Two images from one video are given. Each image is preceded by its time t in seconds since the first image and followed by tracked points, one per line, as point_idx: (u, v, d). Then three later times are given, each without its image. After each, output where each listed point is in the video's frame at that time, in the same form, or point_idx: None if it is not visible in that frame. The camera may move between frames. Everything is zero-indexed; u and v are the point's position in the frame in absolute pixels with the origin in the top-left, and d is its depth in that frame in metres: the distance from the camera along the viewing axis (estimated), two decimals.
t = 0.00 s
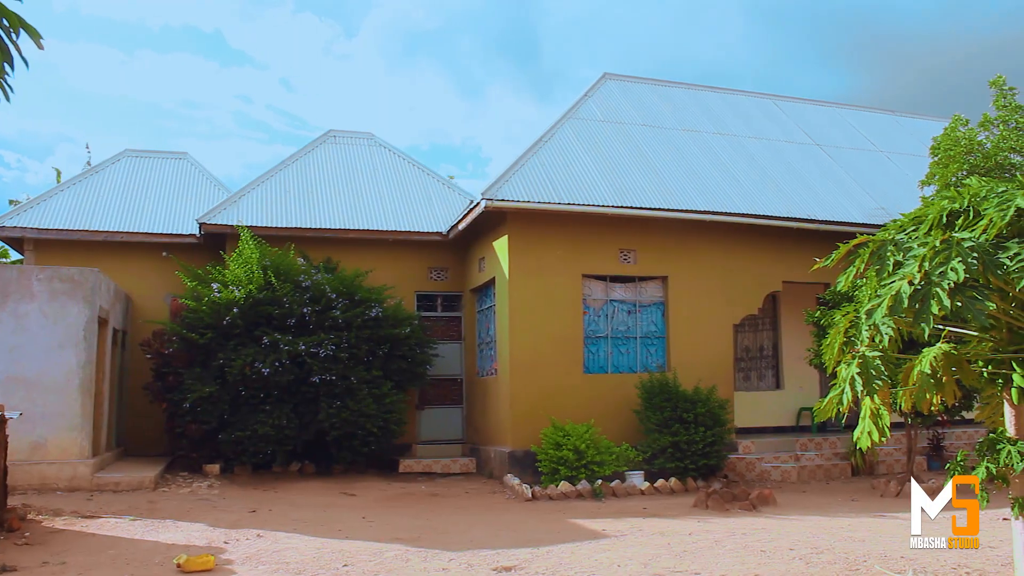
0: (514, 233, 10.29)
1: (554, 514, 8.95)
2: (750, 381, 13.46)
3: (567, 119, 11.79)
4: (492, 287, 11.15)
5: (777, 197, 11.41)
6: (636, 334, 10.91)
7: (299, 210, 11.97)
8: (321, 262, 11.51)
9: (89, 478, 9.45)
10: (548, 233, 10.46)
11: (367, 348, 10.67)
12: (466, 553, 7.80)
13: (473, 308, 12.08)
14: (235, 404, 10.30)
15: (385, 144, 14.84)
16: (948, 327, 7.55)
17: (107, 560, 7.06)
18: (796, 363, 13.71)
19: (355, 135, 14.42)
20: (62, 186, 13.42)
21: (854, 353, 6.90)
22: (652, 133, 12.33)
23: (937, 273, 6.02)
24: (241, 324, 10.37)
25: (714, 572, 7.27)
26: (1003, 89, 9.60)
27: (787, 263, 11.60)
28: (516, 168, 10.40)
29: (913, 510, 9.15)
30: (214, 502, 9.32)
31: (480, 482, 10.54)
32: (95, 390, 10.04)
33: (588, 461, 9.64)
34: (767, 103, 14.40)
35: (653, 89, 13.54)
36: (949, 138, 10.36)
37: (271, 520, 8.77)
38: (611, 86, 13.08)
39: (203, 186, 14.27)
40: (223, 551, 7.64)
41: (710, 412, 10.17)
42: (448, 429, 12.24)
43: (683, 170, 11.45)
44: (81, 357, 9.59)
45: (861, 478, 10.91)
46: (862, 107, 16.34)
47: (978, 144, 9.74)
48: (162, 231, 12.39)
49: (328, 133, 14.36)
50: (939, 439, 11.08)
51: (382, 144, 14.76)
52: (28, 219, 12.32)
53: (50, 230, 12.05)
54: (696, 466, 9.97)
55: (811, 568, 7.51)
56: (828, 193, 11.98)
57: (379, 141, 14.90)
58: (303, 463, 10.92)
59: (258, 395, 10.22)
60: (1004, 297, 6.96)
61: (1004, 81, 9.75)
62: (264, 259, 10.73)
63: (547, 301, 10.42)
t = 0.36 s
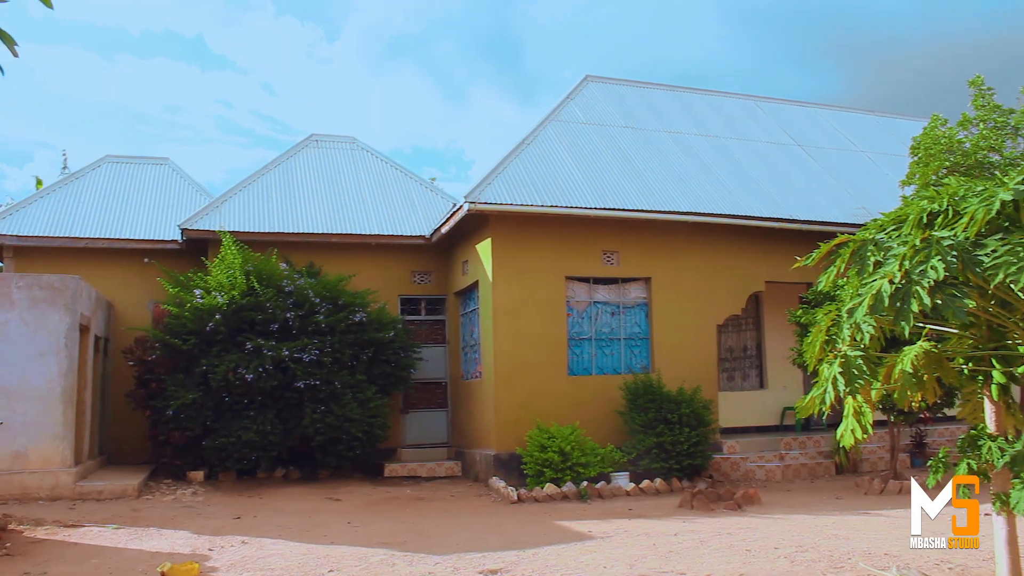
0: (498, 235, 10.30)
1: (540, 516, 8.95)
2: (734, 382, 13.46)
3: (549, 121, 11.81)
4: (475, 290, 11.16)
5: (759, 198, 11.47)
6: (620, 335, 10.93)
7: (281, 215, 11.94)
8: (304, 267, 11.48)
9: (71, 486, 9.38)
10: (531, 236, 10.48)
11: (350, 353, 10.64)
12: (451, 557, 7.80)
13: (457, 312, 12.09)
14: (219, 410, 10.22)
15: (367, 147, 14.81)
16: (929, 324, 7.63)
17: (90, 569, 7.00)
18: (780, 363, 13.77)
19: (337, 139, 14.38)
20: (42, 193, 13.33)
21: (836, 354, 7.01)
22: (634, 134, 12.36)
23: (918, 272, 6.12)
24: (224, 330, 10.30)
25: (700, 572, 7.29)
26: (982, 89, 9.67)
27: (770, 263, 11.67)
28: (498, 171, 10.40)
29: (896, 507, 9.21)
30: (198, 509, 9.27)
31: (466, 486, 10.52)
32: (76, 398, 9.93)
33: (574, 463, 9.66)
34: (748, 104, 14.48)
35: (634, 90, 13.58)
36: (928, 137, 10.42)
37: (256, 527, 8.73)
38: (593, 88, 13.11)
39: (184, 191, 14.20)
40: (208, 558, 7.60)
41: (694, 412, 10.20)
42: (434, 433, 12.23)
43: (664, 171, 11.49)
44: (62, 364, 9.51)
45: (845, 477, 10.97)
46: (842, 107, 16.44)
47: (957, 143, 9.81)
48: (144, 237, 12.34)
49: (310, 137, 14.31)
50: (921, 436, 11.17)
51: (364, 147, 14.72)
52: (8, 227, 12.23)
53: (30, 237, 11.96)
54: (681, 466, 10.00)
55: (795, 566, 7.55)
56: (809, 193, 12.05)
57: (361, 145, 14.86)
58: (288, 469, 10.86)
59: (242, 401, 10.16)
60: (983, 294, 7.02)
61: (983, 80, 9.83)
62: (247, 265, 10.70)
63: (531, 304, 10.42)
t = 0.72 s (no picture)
0: (473, 237, 10.29)
1: (515, 518, 8.94)
2: (708, 383, 13.51)
3: (524, 123, 11.81)
4: (450, 291, 11.14)
5: (734, 200, 11.53)
6: (594, 337, 10.94)
7: (256, 217, 11.86)
8: (278, 268, 11.41)
9: (41, 490, 9.26)
10: (507, 237, 10.48)
11: (325, 355, 10.59)
12: (426, 559, 7.79)
13: (432, 314, 12.11)
14: (192, 413, 10.16)
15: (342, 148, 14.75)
16: (900, 325, 7.70)
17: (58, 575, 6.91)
18: (754, 364, 13.85)
19: (312, 140, 14.32)
20: (12, 194, 13.17)
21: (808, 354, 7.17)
22: (609, 136, 12.39)
23: (889, 273, 6.22)
24: (197, 332, 10.22)
25: (673, 573, 7.30)
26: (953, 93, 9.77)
27: (744, 265, 11.73)
28: (473, 172, 10.37)
29: (868, 506, 9.28)
30: (171, 512, 9.18)
31: (441, 488, 10.50)
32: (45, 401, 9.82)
33: (548, 464, 9.68)
34: (723, 107, 14.55)
35: (610, 92, 13.61)
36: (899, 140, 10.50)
37: (229, 530, 8.66)
38: (569, 90, 13.13)
39: (157, 192, 14.09)
40: (180, 562, 7.53)
41: (668, 413, 10.25)
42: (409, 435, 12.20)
43: (639, 173, 11.53)
44: (32, 367, 9.40)
45: (818, 477, 11.05)
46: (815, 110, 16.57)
47: (928, 146, 9.92)
48: (116, 238, 12.24)
49: (285, 138, 14.24)
50: (893, 436, 11.29)
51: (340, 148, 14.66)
52: None
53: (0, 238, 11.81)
54: (655, 467, 10.04)
55: (768, 566, 7.59)
56: (782, 195, 12.14)
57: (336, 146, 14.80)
58: (261, 472, 10.86)
59: (215, 404, 10.08)
60: (952, 296, 7.10)
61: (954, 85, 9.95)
62: (220, 266, 10.64)
63: (506, 306, 10.42)
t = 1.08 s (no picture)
0: (445, 239, 10.27)
1: (485, 520, 8.95)
2: (678, 386, 13.58)
3: (497, 126, 11.80)
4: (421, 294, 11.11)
5: (705, 205, 11.61)
6: (565, 340, 10.96)
7: (226, 217, 11.78)
8: (248, 269, 11.33)
9: (4, 493, 9.13)
10: (478, 239, 10.46)
11: (295, 356, 10.55)
12: (396, 562, 7.78)
13: (403, 316, 12.07)
14: (160, 414, 10.08)
15: (314, 149, 14.68)
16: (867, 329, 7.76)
17: None
18: (724, 367, 13.96)
19: (284, 140, 14.23)
20: None
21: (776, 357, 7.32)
22: (581, 140, 12.42)
23: (857, 277, 6.28)
24: (165, 333, 10.14)
25: None
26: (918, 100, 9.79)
27: (716, 268, 11.80)
28: (445, 174, 10.35)
29: (835, 509, 9.37)
30: (138, 515, 9.09)
31: (411, 490, 10.47)
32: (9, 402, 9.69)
33: (519, 467, 9.69)
34: (695, 111, 14.64)
35: (583, 96, 13.64)
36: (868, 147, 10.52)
37: (198, 533, 8.59)
38: (542, 94, 13.14)
39: (126, 192, 13.95)
40: (147, 566, 7.45)
41: (639, 416, 10.31)
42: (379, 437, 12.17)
43: (611, 176, 11.56)
44: None
45: (786, 479, 11.14)
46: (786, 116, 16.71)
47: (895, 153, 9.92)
48: (85, 238, 12.10)
49: (256, 138, 14.14)
50: (861, 439, 11.41)
51: (312, 148, 14.59)
52: None
53: None
54: (625, 470, 10.08)
55: (737, 568, 7.65)
56: (753, 200, 12.22)
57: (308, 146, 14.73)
58: (230, 474, 10.77)
59: (183, 405, 10.00)
60: (918, 301, 7.19)
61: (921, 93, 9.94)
62: (189, 267, 10.54)
63: (477, 308, 10.41)
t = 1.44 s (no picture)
0: (413, 239, 10.25)
1: (450, 521, 8.95)
2: (645, 388, 13.65)
3: (466, 127, 11.78)
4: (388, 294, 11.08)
5: (673, 208, 11.68)
6: (532, 341, 10.97)
7: (192, 214, 11.67)
8: (214, 266, 11.26)
9: None
10: (447, 240, 10.45)
11: (260, 356, 10.46)
12: (359, 563, 7.76)
13: (370, 315, 12.03)
14: (122, 412, 9.98)
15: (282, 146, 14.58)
16: (831, 335, 7.76)
17: None
18: (690, 369, 14.08)
19: (251, 136, 14.13)
20: None
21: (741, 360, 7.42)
22: (551, 142, 12.43)
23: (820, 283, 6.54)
24: (128, 330, 10.03)
25: None
26: (884, 108, 9.60)
27: (684, 271, 11.88)
28: (413, 174, 10.32)
29: (797, 512, 9.47)
30: (97, 514, 8.98)
31: (376, 491, 10.44)
32: None
33: (484, 468, 9.73)
34: (665, 115, 14.71)
35: (553, 98, 13.65)
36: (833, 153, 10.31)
37: (158, 532, 8.50)
38: (512, 95, 13.14)
39: (90, 186, 13.77)
40: (105, 566, 7.36)
41: (604, 418, 10.34)
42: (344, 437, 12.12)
43: (579, 179, 11.58)
44: None
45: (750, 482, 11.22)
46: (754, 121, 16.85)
47: (860, 160, 9.69)
48: (47, 232, 11.93)
49: (224, 134, 14.02)
50: (823, 442, 11.54)
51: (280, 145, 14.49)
52: None
53: None
54: (589, 471, 10.11)
55: (699, 570, 7.71)
56: (720, 204, 12.32)
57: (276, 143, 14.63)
58: (193, 473, 10.66)
59: (146, 403, 9.92)
60: (880, 307, 7.29)
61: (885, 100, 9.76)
62: (154, 263, 10.42)
63: (445, 308, 10.40)
